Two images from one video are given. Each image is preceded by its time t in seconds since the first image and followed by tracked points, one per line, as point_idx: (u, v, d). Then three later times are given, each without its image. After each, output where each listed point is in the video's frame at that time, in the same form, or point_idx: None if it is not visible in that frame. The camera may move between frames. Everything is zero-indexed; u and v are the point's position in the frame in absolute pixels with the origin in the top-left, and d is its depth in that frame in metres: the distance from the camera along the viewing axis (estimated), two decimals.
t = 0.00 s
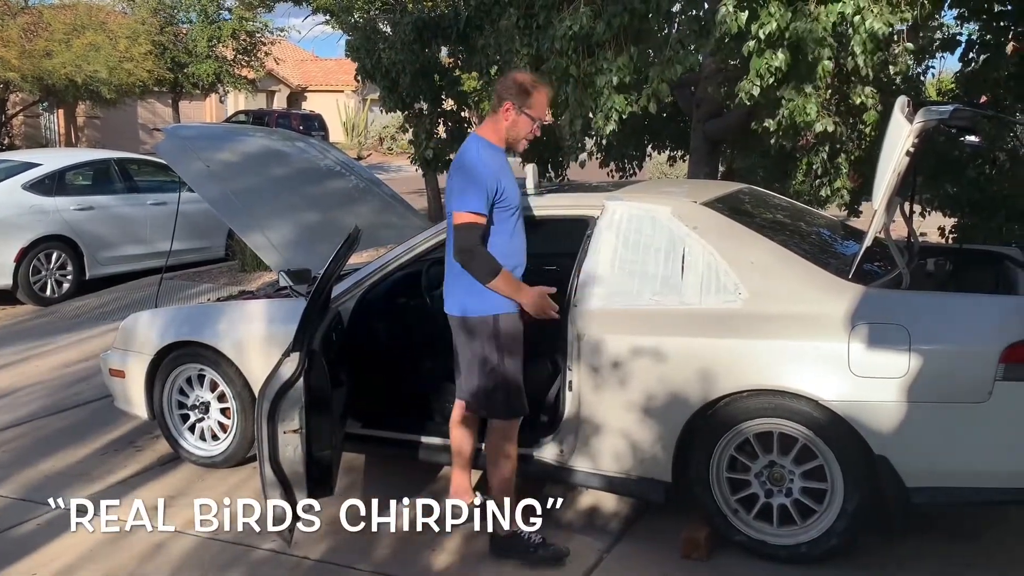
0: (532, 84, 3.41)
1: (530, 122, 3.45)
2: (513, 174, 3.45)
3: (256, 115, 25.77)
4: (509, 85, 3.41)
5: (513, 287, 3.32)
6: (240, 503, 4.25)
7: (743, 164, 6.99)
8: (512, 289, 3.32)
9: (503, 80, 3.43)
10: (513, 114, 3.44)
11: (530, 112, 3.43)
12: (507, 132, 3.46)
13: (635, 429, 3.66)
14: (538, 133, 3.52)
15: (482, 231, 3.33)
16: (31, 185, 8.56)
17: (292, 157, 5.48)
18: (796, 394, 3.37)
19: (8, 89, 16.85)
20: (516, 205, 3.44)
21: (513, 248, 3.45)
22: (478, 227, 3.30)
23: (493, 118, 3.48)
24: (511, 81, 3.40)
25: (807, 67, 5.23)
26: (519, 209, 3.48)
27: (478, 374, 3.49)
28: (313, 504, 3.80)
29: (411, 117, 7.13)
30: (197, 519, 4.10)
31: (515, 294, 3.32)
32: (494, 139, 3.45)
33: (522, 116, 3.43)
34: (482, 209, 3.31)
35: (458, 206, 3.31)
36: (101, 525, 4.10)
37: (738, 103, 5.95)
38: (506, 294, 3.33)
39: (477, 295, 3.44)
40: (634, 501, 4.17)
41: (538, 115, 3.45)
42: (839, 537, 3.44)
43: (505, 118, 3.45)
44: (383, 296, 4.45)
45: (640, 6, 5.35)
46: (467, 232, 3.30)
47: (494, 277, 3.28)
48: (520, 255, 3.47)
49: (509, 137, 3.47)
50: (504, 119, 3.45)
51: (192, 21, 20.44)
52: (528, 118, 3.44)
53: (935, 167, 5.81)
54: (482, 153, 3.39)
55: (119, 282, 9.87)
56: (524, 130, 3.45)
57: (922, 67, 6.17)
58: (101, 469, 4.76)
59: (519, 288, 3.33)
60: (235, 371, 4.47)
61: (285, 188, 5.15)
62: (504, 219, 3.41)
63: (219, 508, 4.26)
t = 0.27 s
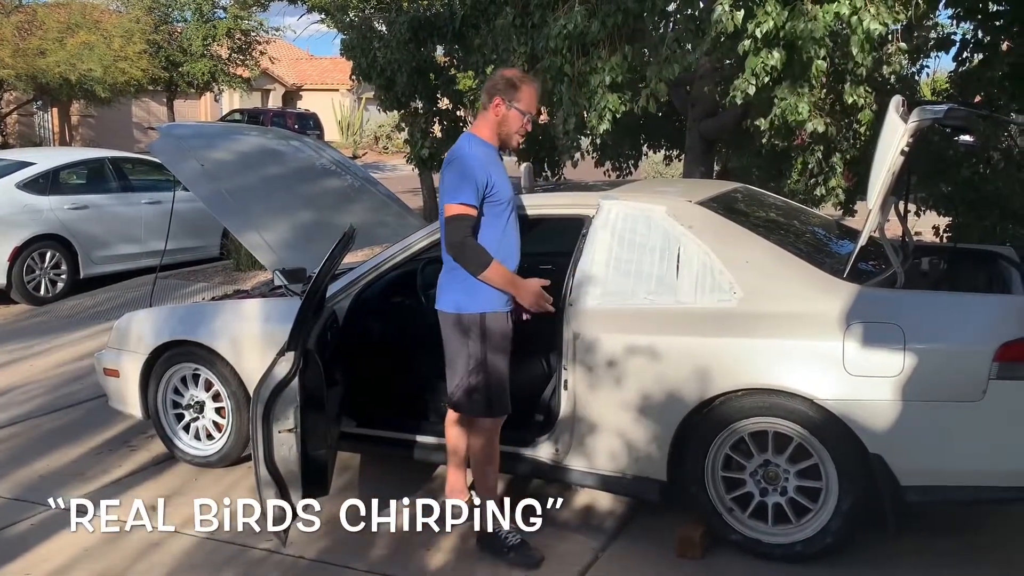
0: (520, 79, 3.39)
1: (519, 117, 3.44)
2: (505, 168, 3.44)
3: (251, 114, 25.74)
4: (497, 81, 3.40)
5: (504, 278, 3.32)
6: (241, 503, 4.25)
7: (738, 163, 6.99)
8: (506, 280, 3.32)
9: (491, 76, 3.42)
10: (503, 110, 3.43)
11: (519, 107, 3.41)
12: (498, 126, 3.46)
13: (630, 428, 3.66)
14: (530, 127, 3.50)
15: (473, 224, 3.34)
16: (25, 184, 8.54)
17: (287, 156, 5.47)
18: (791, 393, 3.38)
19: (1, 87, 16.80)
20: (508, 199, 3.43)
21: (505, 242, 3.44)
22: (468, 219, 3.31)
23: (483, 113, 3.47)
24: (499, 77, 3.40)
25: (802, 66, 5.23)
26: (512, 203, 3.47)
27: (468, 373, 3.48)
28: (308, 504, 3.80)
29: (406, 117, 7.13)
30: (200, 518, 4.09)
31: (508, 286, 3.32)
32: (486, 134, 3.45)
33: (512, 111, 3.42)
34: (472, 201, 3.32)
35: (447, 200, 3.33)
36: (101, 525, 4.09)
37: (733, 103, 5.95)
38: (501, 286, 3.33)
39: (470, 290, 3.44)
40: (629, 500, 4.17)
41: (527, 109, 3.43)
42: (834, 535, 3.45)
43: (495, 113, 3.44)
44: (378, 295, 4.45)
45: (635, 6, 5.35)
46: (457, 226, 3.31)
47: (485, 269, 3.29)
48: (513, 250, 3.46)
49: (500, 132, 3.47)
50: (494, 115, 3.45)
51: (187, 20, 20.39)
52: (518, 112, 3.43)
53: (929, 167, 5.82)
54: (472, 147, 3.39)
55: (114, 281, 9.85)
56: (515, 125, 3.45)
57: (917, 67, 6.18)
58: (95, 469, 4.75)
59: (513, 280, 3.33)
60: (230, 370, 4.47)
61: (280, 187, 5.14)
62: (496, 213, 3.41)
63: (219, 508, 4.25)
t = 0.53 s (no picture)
0: (504, 76, 3.39)
1: (506, 114, 3.42)
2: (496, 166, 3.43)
3: (244, 113, 25.69)
4: (482, 79, 3.41)
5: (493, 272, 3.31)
6: (240, 502, 4.25)
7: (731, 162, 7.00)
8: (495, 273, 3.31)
9: (477, 75, 3.43)
10: (489, 108, 3.43)
11: (505, 104, 3.40)
12: (486, 125, 3.46)
13: (624, 426, 3.67)
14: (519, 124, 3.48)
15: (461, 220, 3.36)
16: (16, 183, 8.51)
17: (281, 155, 5.46)
18: (783, 391, 3.39)
19: None
20: (499, 196, 3.42)
21: (499, 238, 3.43)
22: (456, 216, 3.33)
23: (472, 112, 3.48)
24: (484, 76, 3.40)
25: (794, 65, 5.24)
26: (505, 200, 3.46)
27: (465, 372, 3.48)
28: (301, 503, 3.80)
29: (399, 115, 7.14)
30: (200, 518, 4.07)
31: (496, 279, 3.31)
32: (474, 132, 3.45)
33: (498, 108, 3.41)
34: (458, 198, 3.33)
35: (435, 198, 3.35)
36: (101, 525, 4.08)
37: (726, 101, 5.96)
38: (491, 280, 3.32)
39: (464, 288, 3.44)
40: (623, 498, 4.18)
41: (514, 105, 3.42)
42: (827, 533, 3.46)
43: (482, 112, 3.45)
44: (372, 295, 4.44)
45: (628, 5, 5.36)
46: (444, 223, 3.32)
47: (473, 263, 3.29)
48: (508, 247, 3.45)
49: (488, 130, 3.46)
50: (481, 113, 3.45)
51: (179, 19, 20.33)
52: (505, 109, 3.42)
53: (921, 166, 5.84)
54: (460, 146, 3.40)
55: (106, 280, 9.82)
56: (503, 122, 3.44)
57: (909, 65, 6.19)
58: (88, 469, 4.74)
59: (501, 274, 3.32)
60: (223, 369, 4.46)
61: (273, 187, 5.13)
62: (487, 210, 3.41)
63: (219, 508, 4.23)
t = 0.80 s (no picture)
0: (484, 75, 3.37)
1: (489, 114, 3.42)
2: (483, 165, 3.43)
3: (235, 112, 25.61)
4: (462, 80, 3.40)
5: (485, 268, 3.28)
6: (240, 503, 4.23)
7: (722, 160, 7.02)
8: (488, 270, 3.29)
9: (457, 76, 3.42)
10: (472, 108, 3.42)
11: (487, 103, 3.39)
12: (470, 125, 3.45)
13: (615, 424, 3.67)
14: (504, 122, 3.47)
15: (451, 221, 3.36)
16: (6, 183, 8.47)
17: (270, 153, 5.45)
18: (774, 388, 3.40)
19: None
20: (489, 195, 3.43)
21: (489, 237, 3.43)
22: (445, 217, 3.33)
23: (456, 113, 3.48)
24: (464, 76, 3.39)
25: (785, 62, 5.25)
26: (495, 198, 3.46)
27: (458, 372, 3.49)
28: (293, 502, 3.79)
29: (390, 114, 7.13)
30: (200, 518, 4.06)
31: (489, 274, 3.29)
32: (460, 133, 3.45)
33: (481, 107, 3.40)
34: (446, 199, 3.33)
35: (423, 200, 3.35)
36: (101, 525, 4.07)
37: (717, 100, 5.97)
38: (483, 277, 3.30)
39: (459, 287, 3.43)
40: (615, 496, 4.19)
41: (497, 103, 3.40)
42: (818, 529, 3.47)
43: (465, 112, 3.44)
44: (363, 293, 4.44)
45: (619, 3, 5.36)
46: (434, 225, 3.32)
47: (464, 262, 3.28)
48: (501, 245, 3.46)
49: (473, 130, 3.46)
50: (464, 114, 3.44)
51: (169, 17, 20.26)
52: (487, 108, 3.41)
53: (911, 163, 5.86)
54: (446, 147, 3.40)
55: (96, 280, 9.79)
56: (487, 121, 3.43)
57: (899, 63, 6.20)
58: (78, 469, 4.72)
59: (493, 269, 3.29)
60: (214, 369, 4.45)
61: (263, 185, 5.12)
62: (476, 210, 3.41)
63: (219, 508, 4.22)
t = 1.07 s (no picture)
0: (466, 71, 3.37)
1: (472, 110, 3.41)
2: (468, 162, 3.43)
3: (223, 110, 25.52)
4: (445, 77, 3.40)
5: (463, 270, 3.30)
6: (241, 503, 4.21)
7: (711, 157, 7.03)
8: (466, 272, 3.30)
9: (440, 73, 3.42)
10: (455, 105, 3.42)
11: (469, 99, 3.38)
12: (455, 122, 3.45)
13: (606, 421, 3.67)
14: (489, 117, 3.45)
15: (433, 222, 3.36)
16: None
17: (259, 151, 5.44)
18: (763, 384, 3.41)
19: None
20: (473, 193, 3.42)
21: (474, 237, 3.43)
22: (425, 218, 3.33)
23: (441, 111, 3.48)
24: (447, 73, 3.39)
25: (774, 60, 5.26)
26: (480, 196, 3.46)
27: (450, 369, 3.49)
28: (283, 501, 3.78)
29: (379, 112, 7.12)
30: (201, 518, 4.05)
31: (468, 276, 3.30)
32: (445, 131, 3.45)
33: (463, 104, 3.40)
34: (428, 199, 3.33)
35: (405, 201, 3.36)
36: (101, 525, 4.06)
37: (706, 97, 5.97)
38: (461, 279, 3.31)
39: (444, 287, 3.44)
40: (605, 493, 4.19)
41: (479, 99, 3.39)
42: (807, 525, 3.49)
43: (449, 110, 3.44)
44: (352, 292, 4.43)
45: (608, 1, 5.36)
46: (416, 225, 3.33)
47: (443, 263, 3.29)
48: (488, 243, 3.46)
49: (458, 127, 3.45)
50: (448, 111, 3.44)
51: (157, 15, 20.16)
52: (470, 104, 3.40)
53: (899, 160, 5.88)
54: (429, 146, 3.40)
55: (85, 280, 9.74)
56: (470, 117, 3.42)
57: (886, 61, 6.23)
58: (67, 470, 4.70)
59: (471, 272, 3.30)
60: (203, 368, 4.43)
61: (251, 183, 5.11)
62: (461, 209, 3.41)
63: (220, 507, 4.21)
